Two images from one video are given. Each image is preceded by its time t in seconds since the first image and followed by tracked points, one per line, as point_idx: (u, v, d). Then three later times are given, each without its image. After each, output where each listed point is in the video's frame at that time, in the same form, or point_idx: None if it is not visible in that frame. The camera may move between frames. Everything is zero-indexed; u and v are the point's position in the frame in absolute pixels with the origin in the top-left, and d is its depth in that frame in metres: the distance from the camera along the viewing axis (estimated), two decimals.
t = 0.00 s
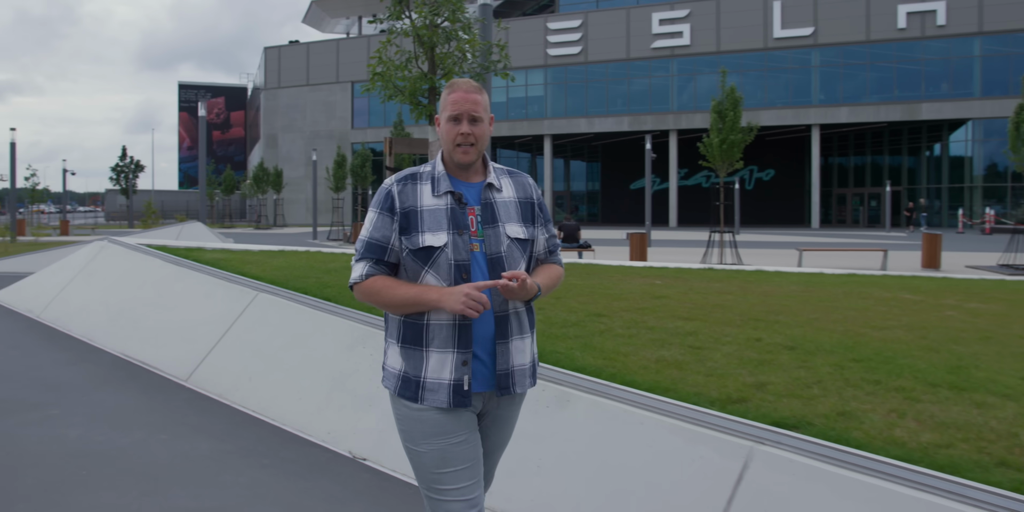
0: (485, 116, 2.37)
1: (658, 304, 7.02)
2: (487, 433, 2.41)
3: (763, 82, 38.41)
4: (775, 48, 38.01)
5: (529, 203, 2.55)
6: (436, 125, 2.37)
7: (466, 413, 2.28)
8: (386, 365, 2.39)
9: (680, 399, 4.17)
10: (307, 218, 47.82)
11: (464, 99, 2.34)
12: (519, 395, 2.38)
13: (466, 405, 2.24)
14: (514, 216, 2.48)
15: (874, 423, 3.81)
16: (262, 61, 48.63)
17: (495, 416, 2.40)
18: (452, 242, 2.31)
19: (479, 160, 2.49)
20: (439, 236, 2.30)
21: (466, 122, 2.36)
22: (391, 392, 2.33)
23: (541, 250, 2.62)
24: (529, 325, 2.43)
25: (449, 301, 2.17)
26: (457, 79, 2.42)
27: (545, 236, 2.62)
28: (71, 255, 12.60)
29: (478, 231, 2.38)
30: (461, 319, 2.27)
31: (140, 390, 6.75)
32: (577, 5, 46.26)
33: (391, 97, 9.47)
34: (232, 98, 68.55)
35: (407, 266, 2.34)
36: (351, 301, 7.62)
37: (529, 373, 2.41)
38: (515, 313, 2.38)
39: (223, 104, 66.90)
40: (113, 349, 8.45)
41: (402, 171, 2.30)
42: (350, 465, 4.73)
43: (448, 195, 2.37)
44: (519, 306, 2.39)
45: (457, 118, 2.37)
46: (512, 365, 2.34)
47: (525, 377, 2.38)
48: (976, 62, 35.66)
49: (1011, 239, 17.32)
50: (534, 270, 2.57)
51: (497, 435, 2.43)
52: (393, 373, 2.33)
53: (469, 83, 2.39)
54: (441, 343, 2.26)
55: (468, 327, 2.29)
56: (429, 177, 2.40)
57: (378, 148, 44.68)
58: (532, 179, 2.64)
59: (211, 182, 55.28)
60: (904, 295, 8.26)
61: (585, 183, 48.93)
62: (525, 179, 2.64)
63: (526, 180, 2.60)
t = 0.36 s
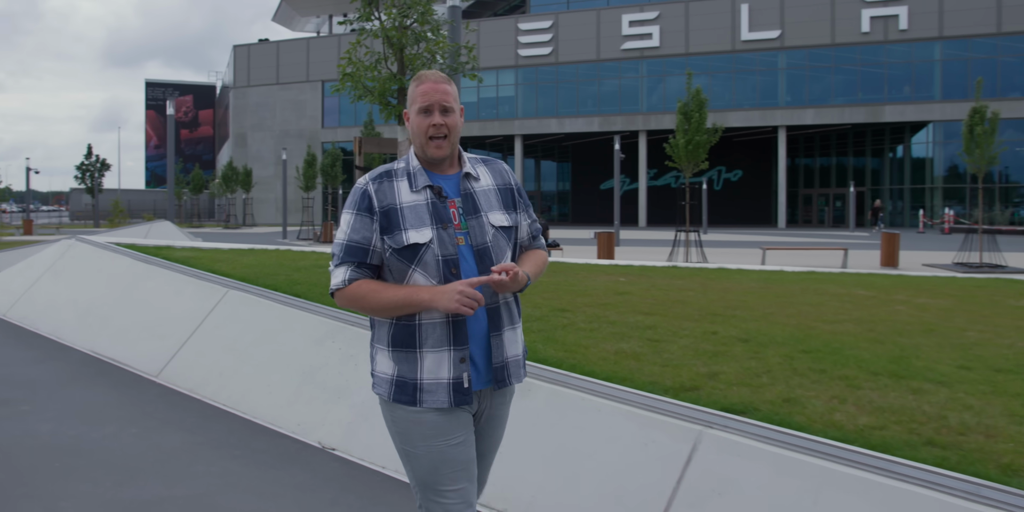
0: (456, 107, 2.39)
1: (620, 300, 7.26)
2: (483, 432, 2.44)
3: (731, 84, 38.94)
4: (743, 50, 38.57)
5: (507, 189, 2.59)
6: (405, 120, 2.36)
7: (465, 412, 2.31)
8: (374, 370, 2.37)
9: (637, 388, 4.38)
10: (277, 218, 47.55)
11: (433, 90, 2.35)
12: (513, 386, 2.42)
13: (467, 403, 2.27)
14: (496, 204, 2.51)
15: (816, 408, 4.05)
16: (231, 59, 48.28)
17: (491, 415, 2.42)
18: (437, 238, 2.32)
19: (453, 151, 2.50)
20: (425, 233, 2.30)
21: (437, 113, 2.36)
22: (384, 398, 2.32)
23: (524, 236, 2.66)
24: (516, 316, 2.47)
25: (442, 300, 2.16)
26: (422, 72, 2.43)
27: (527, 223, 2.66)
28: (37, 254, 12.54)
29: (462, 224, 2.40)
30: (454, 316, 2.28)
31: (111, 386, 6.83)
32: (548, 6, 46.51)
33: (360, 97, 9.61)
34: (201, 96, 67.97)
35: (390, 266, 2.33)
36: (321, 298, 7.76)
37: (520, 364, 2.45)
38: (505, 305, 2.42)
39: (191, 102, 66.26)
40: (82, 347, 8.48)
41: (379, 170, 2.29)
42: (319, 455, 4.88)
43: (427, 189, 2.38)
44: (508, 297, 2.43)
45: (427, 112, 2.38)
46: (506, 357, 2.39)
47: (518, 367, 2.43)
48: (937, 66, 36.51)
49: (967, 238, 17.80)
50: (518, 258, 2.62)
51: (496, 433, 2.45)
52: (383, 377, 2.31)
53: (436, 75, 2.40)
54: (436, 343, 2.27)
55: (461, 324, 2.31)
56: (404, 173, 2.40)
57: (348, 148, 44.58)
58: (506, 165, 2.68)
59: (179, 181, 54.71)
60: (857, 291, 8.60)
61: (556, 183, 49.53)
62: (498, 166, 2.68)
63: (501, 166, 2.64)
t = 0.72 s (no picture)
0: (446, 106, 2.39)
1: (588, 298, 7.46)
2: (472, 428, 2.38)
3: (703, 85, 39.44)
4: (714, 52, 39.05)
5: (492, 188, 2.62)
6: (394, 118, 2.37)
7: (452, 411, 2.29)
8: (362, 369, 2.36)
9: (600, 381, 4.58)
10: (250, 219, 47.32)
11: (421, 88, 2.36)
12: (505, 385, 2.39)
13: (454, 404, 2.26)
14: (482, 202, 2.53)
15: (769, 398, 4.27)
16: (203, 59, 47.98)
17: (488, 412, 2.37)
18: (427, 237, 2.31)
19: (440, 150, 2.51)
20: (415, 232, 2.30)
21: (424, 112, 2.37)
22: (369, 396, 2.31)
23: (508, 234, 2.67)
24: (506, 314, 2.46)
25: (435, 300, 2.17)
26: (411, 69, 2.43)
27: (511, 222, 2.68)
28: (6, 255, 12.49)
29: (450, 223, 2.40)
30: (443, 316, 2.27)
31: (86, 385, 6.91)
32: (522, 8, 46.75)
33: (334, 99, 9.74)
34: (172, 96, 67.34)
35: (379, 266, 2.31)
36: (294, 297, 7.91)
37: (510, 361, 2.43)
38: (494, 303, 2.40)
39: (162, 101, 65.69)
40: (54, 347, 8.50)
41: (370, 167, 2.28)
42: (294, 449, 5.03)
43: (416, 187, 2.38)
44: (497, 295, 2.42)
45: (415, 110, 2.38)
46: (496, 354, 2.37)
47: (507, 366, 2.41)
48: (902, 69, 37.23)
49: (928, 237, 18.26)
50: (502, 255, 2.64)
51: (506, 427, 2.37)
52: (371, 378, 2.30)
53: (425, 73, 2.40)
54: (424, 343, 2.25)
55: (450, 323, 2.29)
56: (392, 171, 2.40)
57: (322, 149, 44.50)
58: (488, 163, 2.70)
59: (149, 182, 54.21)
60: (819, 289, 8.88)
61: (530, 183, 49.55)
62: (481, 164, 2.70)
63: (485, 165, 2.67)
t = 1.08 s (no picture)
0: (459, 117, 2.43)
1: (564, 297, 7.64)
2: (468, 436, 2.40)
3: (684, 86, 39.78)
4: (694, 54, 39.41)
5: (505, 200, 2.60)
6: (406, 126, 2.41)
7: (447, 419, 2.33)
8: (364, 371, 2.43)
9: (572, 375, 4.77)
10: (231, 219, 47.11)
11: (437, 99, 2.39)
12: (505, 396, 2.40)
13: (449, 412, 2.30)
14: (493, 214, 2.53)
15: (731, 390, 4.47)
16: (183, 58, 47.75)
17: (483, 420, 2.40)
18: (431, 246, 2.35)
19: (453, 159, 2.53)
20: (420, 240, 2.34)
21: (437, 123, 2.40)
22: (368, 397, 2.39)
23: (520, 246, 2.67)
24: (508, 324, 2.48)
25: (436, 309, 2.21)
26: (430, 79, 2.47)
27: (523, 233, 2.66)
28: None
29: (457, 233, 2.42)
30: (443, 325, 2.30)
31: (69, 383, 7.00)
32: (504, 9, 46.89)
33: (314, 101, 9.85)
34: (151, 95, 66.92)
35: (384, 272, 2.37)
36: (276, 296, 8.05)
37: (512, 373, 2.44)
38: (496, 315, 2.41)
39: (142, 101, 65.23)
40: (35, 346, 8.53)
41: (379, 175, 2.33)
42: (275, 443, 5.17)
43: (424, 196, 2.41)
44: (500, 307, 2.42)
45: (429, 120, 2.43)
46: (495, 366, 2.38)
47: (508, 378, 2.41)
48: (879, 70, 37.74)
49: (901, 237, 18.61)
50: (512, 267, 2.63)
51: (496, 438, 2.38)
52: (371, 380, 2.37)
53: (444, 84, 2.44)
54: (422, 350, 2.30)
55: (449, 333, 2.32)
56: (403, 179, 2.43)
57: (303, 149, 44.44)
58: (503, 173, 2.69)
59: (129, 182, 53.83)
60: (789, 288, 9.12)
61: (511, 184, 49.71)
62: (498, 175, 2.70)
63: (499, 176, 2.66)
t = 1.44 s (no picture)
0: (493, 107, 2.34)
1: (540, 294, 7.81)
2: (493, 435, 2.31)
3: (666, 86, 40.13)
4: (676, 54, 39.79)
5: (536, 197, 2.47)
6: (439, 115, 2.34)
7: (466, 416, 2.23)
8: (388, 363, 2.37)
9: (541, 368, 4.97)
10: (214, 219, 46.98)
11: (473, 89, 2.33)
12: (525, 396, 2.29)
13: (467, 406, 2.20)
14: (521, 211, 2.40)
15: (694, 382, 4.67)
16: (165, 57, 47.57)
17: (503, 419, 2.30)
18: (454, 239, 2.26)
19: (484, 152, 2.43)
20: (442, 232, 2.25)
21: (467, 111, 2.33)
22: (391, 392, 2.31)
23: (553, 245, 2.55)
24: (533, 323, 2.36)
25: (450, 301, 2.14)
26: (470, 74, 2.42)
27: (556, 230, 2.54)
28: None
29: (481, 228, 2.32)
30: (462, 320, 2.22)
31: (53, 379, 7.11)
32: (488, 9, 47.05)
33: (295, 101, 9.99)
34: (133, 93, 66.61)
35: (409, 264, 2.29)
36: (256, 293, 8.18)
37: (534, 374, 2.32)
38: (519, 313, 2.30)
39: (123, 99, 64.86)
40: (18, 343, 8.58)
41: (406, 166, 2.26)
42: (256, 436, 5.32)
43: (452, 189, 2.32)
44: (523, 304, 2.31)
45: (460, 107, 2.35)
46: (516, 366, 2.27)
47: (529, 379, 2.30)
48: (859, 71, 38.19)
49: (876, 236, 18.94)
50: (542, 269, 2.52)
51: (515, 436, 2.31)
52: (394, 372, 2.31)
53: (484, 79, 2.38)
54: (443, 343, 2.21)
55: (468, 328, 2.23)
56: (433, 172, 2.36)
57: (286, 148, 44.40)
58: (538, 173, 2.56)
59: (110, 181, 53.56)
60: (762, 285, 9.36)
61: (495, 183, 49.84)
62: (533, 173, 2.56)
63: (533, 173, 2.52)
